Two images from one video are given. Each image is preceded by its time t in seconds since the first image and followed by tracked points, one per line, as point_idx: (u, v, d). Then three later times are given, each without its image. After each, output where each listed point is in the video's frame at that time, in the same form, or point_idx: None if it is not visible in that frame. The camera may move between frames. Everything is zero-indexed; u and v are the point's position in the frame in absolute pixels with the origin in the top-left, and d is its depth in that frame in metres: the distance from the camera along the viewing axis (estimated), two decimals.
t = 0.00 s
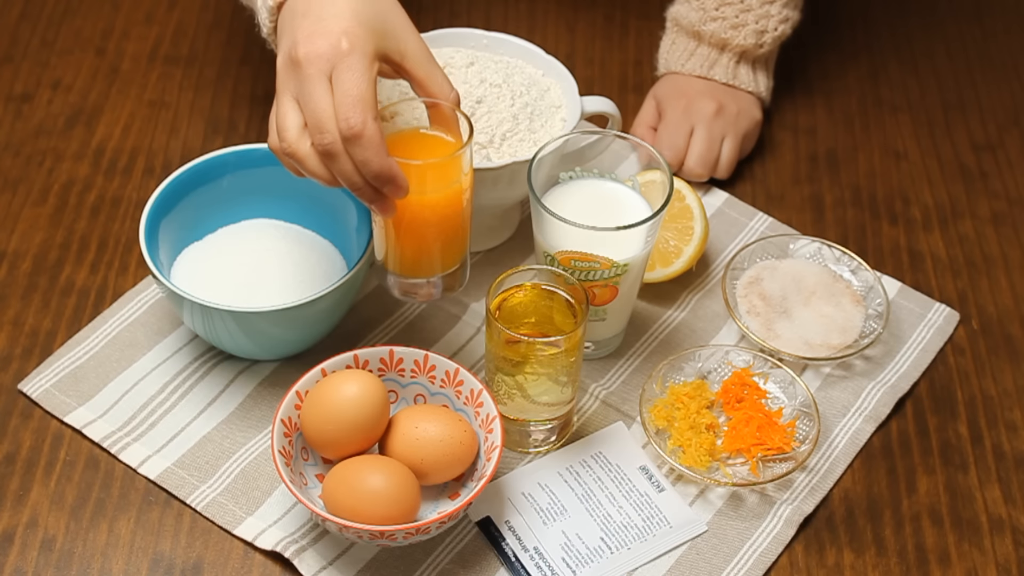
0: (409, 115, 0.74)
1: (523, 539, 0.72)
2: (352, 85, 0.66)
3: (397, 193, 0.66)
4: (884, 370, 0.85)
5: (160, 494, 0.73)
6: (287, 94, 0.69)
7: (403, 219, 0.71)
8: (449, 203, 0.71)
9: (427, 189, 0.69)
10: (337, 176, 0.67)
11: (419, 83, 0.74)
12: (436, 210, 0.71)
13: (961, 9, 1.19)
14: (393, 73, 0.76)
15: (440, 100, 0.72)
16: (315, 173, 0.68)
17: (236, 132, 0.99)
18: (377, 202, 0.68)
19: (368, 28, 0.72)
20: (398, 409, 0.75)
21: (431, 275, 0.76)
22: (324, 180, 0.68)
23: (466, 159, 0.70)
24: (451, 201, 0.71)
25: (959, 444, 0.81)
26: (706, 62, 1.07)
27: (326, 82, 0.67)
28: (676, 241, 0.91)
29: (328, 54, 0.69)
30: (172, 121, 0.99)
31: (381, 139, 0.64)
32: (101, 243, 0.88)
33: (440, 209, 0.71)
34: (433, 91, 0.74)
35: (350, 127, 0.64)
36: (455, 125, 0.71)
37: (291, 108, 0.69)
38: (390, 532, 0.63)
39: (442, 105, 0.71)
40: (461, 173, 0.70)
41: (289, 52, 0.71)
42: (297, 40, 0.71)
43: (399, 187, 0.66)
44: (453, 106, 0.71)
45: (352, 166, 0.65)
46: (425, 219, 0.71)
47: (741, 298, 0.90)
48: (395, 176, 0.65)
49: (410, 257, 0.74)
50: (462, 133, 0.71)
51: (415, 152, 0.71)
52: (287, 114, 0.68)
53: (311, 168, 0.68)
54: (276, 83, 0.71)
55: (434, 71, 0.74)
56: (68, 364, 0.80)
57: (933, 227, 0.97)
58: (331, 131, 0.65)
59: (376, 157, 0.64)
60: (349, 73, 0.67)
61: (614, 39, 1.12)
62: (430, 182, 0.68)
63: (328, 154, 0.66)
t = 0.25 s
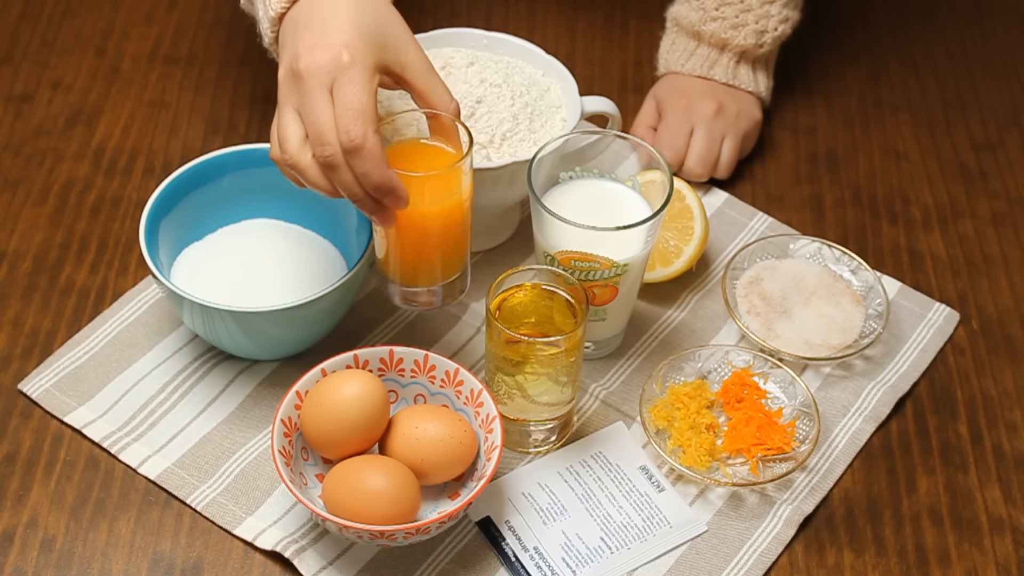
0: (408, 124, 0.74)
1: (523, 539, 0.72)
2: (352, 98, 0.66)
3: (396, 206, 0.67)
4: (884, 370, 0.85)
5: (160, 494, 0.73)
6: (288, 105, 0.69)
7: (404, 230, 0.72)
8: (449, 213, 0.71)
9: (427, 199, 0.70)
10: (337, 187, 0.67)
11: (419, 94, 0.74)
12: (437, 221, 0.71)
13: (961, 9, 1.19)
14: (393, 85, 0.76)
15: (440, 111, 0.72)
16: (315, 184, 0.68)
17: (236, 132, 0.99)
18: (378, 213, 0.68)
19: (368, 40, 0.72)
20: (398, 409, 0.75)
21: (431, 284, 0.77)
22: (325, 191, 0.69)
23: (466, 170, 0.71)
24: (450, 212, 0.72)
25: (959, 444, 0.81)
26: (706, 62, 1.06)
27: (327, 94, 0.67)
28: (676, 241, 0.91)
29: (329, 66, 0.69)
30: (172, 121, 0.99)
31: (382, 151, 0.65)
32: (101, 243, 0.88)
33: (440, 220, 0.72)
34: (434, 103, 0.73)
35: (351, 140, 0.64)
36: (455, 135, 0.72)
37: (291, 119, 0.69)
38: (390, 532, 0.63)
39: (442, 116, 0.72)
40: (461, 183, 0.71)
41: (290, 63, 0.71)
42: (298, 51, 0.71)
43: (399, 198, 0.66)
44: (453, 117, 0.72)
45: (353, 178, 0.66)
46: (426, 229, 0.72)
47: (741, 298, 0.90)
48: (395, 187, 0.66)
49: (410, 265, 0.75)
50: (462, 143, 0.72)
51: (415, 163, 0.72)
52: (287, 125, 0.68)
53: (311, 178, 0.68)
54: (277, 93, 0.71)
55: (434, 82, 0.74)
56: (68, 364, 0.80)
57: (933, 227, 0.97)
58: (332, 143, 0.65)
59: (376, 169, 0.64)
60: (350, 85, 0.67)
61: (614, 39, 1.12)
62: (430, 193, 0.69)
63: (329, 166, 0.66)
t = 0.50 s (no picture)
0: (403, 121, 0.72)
1: (523, 539, 0.72)
2: (361, 118, 0.65)
3: (403, 224, 0.66)
4: (884, 370, 0.85)
5: (160, 494, 0.73)
6: (298, 126, 0.69)
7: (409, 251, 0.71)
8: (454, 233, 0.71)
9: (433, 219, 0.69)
10: (344, 209, 0.66)
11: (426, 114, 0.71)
12: (442, 241, 0.71)
13: (961, 9, 1.19)
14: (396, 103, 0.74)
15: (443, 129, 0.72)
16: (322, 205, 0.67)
17: (236, 132, 0.99)
18: (384, 233, 0.67)
19: (379, 60, 0.71)
20: (398, 409, 0.75)
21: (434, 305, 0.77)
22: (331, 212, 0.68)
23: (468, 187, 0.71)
24: (455, 230, 0.71)
25: (959, 444, 0.81)
26: (706, 62, 1.06)
27: (336, 115, 0.66)
28: (676, 241, 0.91)
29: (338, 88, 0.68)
30: (172, 121, 0.99)
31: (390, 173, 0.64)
32: (101, 243, 0.88)
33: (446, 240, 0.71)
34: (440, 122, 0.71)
35: (358, 161, 0.63)
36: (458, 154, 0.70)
37: (301, 141, 0.69)
38: (390, 532, 0.63)
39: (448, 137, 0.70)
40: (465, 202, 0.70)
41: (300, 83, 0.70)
42: (309, 71, 0.70)
43: (407, 217, 0.65)
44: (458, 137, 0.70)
45: (361, 200, 0.65)
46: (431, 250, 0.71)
47: (741, 298, 0.90)
48: (404, 209, 0.65)
49: (412, 283, 0.75)
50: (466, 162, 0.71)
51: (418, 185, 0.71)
52: (297, 147, 0.68)
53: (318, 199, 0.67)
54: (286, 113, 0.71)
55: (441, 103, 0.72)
56: (68, 364, 0.80)
57: (933, 227, 0.97)
58: (340, 164, 0.65)
59: (385, 191, 0.63)
60: (359, 106, 0.66)
61: (614, 39, 1.12)
62: (437, 212, 0.69)
63: (337, 187, 0.65)
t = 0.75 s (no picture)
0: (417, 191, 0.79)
1: (523, 539, 0.72)
2: (387, 195, 0.66)
3: (415, 292, 0.69)
4: (884, 370, 0.85)
5: (160, 494, 0.73)
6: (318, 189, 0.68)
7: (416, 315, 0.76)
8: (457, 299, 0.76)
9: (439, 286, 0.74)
10: (359, 279, 0.67)
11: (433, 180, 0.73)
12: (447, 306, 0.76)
13: (962, 9, 1.19)
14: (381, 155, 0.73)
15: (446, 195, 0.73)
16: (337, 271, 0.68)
17: (236, 132, 0.99)
18: (393, 300, 0.69)
19: (400, 124, 0.70)
20: (398, 409, 0.75)
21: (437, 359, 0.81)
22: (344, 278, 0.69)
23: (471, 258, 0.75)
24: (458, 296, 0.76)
25: (959, 444, 0.81)
26: (706, 62, 1.06)
27: (360, 186, 0.66)
28: (676, 241, 0.91)
29: (365, 159, 0.67)
30: (172, 122, 0.99)
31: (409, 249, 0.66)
32: (101, 243, 0.88)
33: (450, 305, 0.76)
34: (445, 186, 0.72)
35: (383, 240, 0.64)
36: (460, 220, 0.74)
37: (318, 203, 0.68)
38: (390, 532, 0.63)
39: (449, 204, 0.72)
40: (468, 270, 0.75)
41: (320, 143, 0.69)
42: (331, 132, 0.69)
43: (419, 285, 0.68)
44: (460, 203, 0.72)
45: (377, 273, 0.66)
46: (436, 313, 0.76)
47: (741, 298, 0.90)
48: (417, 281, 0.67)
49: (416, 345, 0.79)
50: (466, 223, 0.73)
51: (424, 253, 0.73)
52: (316, 210, 0.68)
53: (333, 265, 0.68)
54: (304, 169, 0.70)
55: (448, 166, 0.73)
56: (68, 364, 0.80)
57: (933, 227, 0.97)
58: (362, 239, 0.65)
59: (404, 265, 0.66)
60: (385, 181, 0.66)
61: (615, 39, 1.12)
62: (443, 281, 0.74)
63: (357, 259, 0.66)
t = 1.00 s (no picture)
0: (409, 218, 0.82)
1: (523, 539, 0.72)
2: (383, 222, 0.68)
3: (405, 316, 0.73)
4: (884, 370, 0.85)
5: (160, 494, 0.73)
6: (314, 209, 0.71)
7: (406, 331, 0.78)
8: (446, 320, 0.77)
9: (428, 309, 0.75)
10: (352, 298, 0.71)
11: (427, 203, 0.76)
12: (436, 325, 0.77)
13: (962, 9, 1.19)
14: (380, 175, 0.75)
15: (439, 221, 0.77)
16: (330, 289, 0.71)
17: (236, 132, 0.99)
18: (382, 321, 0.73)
19: (399, 147, 0.72)
20: (398, 409, 0.75)
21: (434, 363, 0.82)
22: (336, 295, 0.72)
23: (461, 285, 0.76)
24: (447, 316, 0.77)
25: (959, 444, 0.81)
26: (707, 62, 1.06)
27: (357, 212, 0.69)
28: (676, 241, 0.91)
29: (363, 184, 0.69)
30: (172, 122, 0.99)
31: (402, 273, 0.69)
32: (101, 243, 0.88)
33: (439, 324, 0.77)
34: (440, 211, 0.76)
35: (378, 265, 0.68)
36: (449, 243, 0.78)
37: (314, 223, 0.71)
38: (390, 532, 0.63)
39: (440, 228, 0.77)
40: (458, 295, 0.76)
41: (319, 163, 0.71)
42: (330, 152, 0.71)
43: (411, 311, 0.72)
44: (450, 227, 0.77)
45: (370, 295, 0.70)
46: (426, 330, 0.78)
47: (741, 298, 0.89)
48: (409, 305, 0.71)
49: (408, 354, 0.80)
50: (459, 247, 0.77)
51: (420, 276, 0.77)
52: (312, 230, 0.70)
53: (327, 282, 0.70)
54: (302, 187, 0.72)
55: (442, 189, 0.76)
56: (69, 364, 0.80)
57: (933, 227, 0.97)
58: (358, 263, 0.68)
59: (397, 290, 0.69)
60: (382, 208, 0.69)
61: (615, 40, 1.12)
62: (433, 305, 0.75)
63: (351, 281, 0.69)
